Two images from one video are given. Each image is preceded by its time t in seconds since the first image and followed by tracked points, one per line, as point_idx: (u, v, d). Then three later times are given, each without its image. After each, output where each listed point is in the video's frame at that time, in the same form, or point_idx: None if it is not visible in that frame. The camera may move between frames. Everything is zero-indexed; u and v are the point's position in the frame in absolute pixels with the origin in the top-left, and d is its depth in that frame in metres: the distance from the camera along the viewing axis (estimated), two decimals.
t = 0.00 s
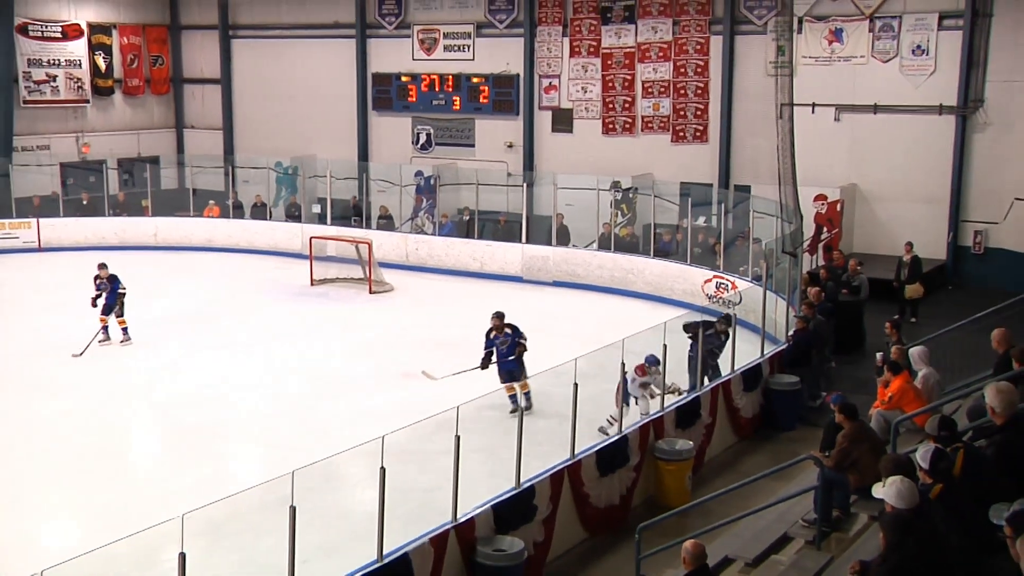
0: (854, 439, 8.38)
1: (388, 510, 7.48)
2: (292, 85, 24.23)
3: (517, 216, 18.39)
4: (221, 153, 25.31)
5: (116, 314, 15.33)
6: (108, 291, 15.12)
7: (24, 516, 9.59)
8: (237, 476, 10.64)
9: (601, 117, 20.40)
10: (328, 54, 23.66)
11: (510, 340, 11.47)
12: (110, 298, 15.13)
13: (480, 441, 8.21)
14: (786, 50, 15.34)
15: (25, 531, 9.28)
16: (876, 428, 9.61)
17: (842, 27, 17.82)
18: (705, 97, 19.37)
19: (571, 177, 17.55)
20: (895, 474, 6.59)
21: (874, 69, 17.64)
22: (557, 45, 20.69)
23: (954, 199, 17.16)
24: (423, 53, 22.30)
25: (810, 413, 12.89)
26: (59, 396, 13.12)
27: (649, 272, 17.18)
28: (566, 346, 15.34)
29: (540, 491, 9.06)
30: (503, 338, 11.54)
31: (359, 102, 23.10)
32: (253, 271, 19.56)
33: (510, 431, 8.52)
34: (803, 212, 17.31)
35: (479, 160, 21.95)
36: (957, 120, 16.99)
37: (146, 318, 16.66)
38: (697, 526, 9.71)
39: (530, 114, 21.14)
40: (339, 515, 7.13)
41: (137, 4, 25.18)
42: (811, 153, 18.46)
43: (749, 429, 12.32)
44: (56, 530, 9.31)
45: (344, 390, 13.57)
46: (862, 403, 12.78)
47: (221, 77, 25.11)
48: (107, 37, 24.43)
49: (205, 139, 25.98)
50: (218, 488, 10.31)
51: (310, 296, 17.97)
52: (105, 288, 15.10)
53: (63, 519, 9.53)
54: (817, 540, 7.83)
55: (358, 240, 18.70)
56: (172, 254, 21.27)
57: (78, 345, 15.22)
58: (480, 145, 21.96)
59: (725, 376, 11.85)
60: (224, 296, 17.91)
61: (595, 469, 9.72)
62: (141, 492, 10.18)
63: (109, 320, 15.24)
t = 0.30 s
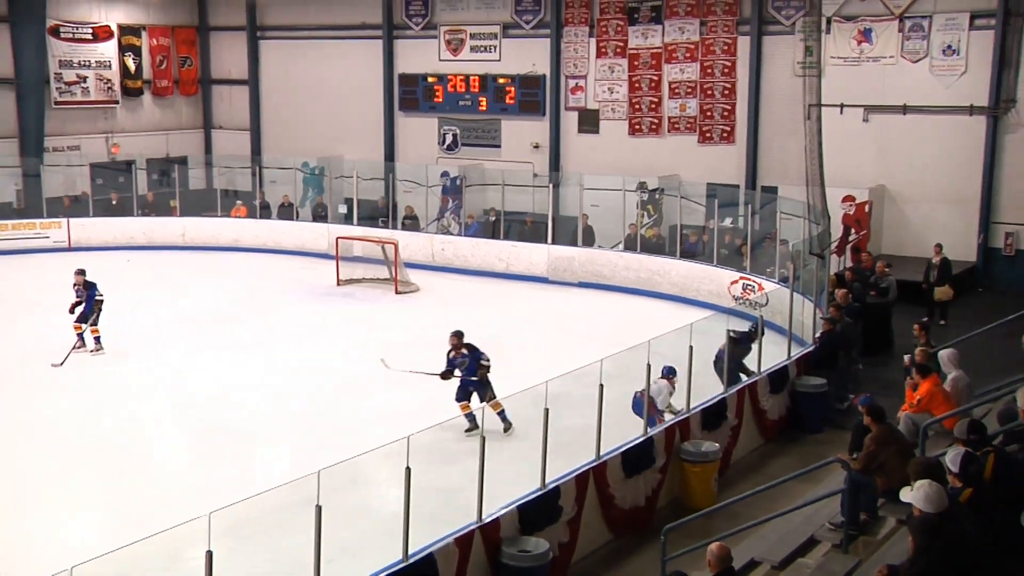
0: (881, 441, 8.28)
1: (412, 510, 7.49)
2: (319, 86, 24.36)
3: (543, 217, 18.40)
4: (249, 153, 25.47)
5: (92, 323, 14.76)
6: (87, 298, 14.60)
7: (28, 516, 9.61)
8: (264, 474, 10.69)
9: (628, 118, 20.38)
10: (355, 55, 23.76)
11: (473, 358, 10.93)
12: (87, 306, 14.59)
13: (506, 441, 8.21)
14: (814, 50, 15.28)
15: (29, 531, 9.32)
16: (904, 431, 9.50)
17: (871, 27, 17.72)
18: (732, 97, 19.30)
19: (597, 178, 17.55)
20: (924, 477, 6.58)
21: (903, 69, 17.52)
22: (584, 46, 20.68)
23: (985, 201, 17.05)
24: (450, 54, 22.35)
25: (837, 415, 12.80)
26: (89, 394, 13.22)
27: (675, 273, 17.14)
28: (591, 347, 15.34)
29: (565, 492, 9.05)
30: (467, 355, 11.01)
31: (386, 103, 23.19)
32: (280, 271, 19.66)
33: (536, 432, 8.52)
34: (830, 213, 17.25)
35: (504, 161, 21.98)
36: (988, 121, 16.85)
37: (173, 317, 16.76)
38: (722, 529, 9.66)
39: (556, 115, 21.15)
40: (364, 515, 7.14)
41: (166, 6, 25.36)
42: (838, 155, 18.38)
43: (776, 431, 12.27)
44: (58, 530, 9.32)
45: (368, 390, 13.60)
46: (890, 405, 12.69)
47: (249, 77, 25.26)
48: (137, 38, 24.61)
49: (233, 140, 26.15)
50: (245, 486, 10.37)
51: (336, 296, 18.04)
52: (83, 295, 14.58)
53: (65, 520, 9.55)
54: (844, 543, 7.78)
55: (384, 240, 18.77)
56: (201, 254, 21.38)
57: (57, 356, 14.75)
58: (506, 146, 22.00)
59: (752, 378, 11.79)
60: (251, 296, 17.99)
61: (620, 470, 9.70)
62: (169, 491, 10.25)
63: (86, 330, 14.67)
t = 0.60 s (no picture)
0: (905, 445, 8.19)
1: (433, 510, 7.49)
2: (341, 86, 24.45)
3: (564, 218, 18.39)
4: (271, 154, 25.59)
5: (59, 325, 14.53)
6: (53, 298, 14.45)
7: (27, 516, 9.65)
8: (285, 474, 10.72)
9: (649, 119, 20.34)
10: (377, 57, 23.82)
11: (405, 367, 10.65)
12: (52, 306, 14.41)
13: (526, 442, 8.20)
14: (837, 51, 15.20)
15: (27, 530, 9.35)
16: (927, 434, 9.46)
17: (896, 28, 17.63)
18: (754, 98, 19.24)
19: (619, 179, 17.53)
20: (948, 480, 6.53)
21: (928, 70, 17.43)
22: (605, 46, 20.66)
23: (1010, 202, 16.90)
24: (471, 55, 22.37)
25: (859, 418, 12.74)
26: (113, 394, 13.29)
27: (697, 275, 17.09)
28: (613, 348, 15.31)
29: (586, 493, 9.03)
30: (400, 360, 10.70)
31: (408, 104, 23.25)
32: (302, 272, 19.74)
33: (557, 433, 8.50)
34: (853, 214, 17.18)
35: (526, 161, 22.00)
36: (1015, 121, 16.64)
37: (196, 317, 16.84)
38: (744, 531, 9.62)
39: (578, 116, 21.14)
40: (385, 516, 7.14)
41: (189, 7, 25.46)
42: (862, 156, 18.30)
43: (798, 433, 12.22)
44: (63, 529, 9.36)
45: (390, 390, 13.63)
46: (913, 408, 12.61)
47: (272, 78, 25.38)
48: (160, 40, 24.72)
49: (256, 140, 26.26)
50: (267, 486, 10.40)
51: (358, 296, 18.09)
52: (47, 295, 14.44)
53: (62, 520, 9.57)
54: (866, 546, 7.74)
55: (405, 240, 18.81)
56: (223, 254, 21.49)
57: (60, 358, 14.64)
58: (527, 147, 22.02)
59: (774, 380, 11.74)
60: (273, 296, 18.06)
61: (641, 471, 9.67)
62: (190, 490, 10.29)
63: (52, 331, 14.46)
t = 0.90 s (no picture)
0: (920, 446, 8.15)
1: (447, 511, 7.49)
2: (355, 86, 24.49)
3: (578, 218, 18.39)
4: (286, 154, 25.65)
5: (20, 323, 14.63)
6: (17, 295, 14.57)
7: (37, 515, 9.68)
8: (298, 473, 10.73)
9: (663, 119, 20.32)
10: (391, 57, 23.85)
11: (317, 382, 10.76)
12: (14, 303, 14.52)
13: (540, 443, 8.18)
14: (852, 50, 15.15)
15: (35, 529, 9.38)
16: (942, 436, 9.44)
17: (911, 28, 17.58)
18: (768, 98, 19.19)
19: (633, 179, 17.54)
20: (963, 482, 6.50)
21: (943, 70, 17.37)
22: (619, 47, 20.65)
23: None
24: (485, 55, 22.39)
25: (874, 419, 12.70)
26: (128, 393, 13.33)
27: (711, 275, 17.05)
28: (625, 348, 15.30)
29: (600, 493, 9.03)
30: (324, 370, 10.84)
31: (421, 104, 23.28)
32: (315, 272, 19.78)
33: (571, 433, 8.49)
34: (868, 214, 17.12)
35: (540, 162, 22.00)
36: None
37: (210, 317, 16.90)
38: (757, 532, 9.60)
39: (592, 116, 21.13)
40: (398, 516, 7.14)
41: (204, 8, 25.53)
42: (877, 157, 18.24)
43: (812, 434, 12.18)
44: (77, 529, 9.39)
45: (403, 390, 13.65)
46: (928, 409, 12.56)
47: (286, 79, 25.45)
48: (175, 40, 24.80)
49: (270, 141, 26.33)
50: (281, 485, 10.42)
51: (371, 296, 18.11)
52: (10, 291, 14.53)
53: (65, 519, 9.60)
54: (880, 548, 7.69)
55: (419, 240, 18.82)
56: (237, 254, 21.55)
57: (73, 358, 14.68)
58: (541, 147, 22.02)
59: (788, 381, 11.71)
60: (286, 296, 18.09)
61: (655, 472, 9.66)
62: (204, 489, 10.31)
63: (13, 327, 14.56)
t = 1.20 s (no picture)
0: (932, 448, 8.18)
1: (457, 510, 7.49)
2: (365, 86, 24.52)
3: (588, 218, 18.39)
4: (296, 154, 25.71)
5: None
6: None
7: (48, 514, 9.71)
8: (308, 473, 10.74)
9: (674, 119, 20.30)
10: (401, 57, 23.87)
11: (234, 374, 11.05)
12: None
13: (551, 443, 8.18)
14: (864, 50, 15.11)
15: (46, 528, 9.40)
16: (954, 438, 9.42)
17: (923, 28, 17.54)
18: (779, 98, 19.16)
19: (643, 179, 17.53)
20: (976, 483, 6.48)
21: (956, 70, 17.32)
22: (630, 47, 20.63)
23: None
24: (496, 55, 22.40)
25: (886, 420, 12.67)
26: (139, 393, 13.37)
27: (721, 276, 17.03)
28: (635, 348, 15.30)
29: (610, 493, 9.03)
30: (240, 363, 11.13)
31: (432, 104, 23.29)
32: (325, 272, 19.81)
33: (581, 433, 8.49)
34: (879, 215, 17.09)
35: (550, 162, 22.00)
36: None
37: (221, 316, 16.93)
38: (768, 533, 9.60)
39: (602, 116, 21.12)
40: (408, 516, 7.15)
41: (214, 8, 25.58)
42: (888, 157, 18.20)
43: (822, 435, 12.16)
44: (88, 528, 9.41)
45: (413, 390, 13.66)
46: (939, 410, 12.53)
47: (297, 79, 25.50)
48: (186, 41, 24.85)
49: (281, 141, 26.38)
50: (291, 485, 10.43)
51: (381, 296, 18.14)
52: None
53: (79, 517, 9.63)
54: (891, 549, 7.66)
55: (429, 240, 18.83)
56: (248, 254, 21.60)
57: (84, 357, 14.71)
58: (551, 148, 22.02)
59: (800, 381, 11.69)
60: (297, 296, 18.12)
61: (666, 472, 9.65)
62: (214, 489, 10.33)
63: None
